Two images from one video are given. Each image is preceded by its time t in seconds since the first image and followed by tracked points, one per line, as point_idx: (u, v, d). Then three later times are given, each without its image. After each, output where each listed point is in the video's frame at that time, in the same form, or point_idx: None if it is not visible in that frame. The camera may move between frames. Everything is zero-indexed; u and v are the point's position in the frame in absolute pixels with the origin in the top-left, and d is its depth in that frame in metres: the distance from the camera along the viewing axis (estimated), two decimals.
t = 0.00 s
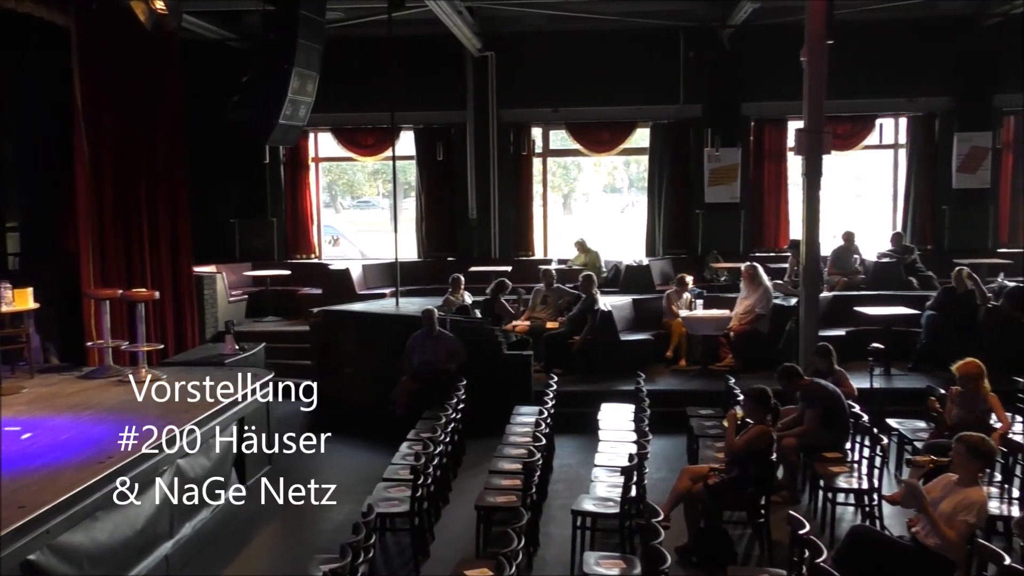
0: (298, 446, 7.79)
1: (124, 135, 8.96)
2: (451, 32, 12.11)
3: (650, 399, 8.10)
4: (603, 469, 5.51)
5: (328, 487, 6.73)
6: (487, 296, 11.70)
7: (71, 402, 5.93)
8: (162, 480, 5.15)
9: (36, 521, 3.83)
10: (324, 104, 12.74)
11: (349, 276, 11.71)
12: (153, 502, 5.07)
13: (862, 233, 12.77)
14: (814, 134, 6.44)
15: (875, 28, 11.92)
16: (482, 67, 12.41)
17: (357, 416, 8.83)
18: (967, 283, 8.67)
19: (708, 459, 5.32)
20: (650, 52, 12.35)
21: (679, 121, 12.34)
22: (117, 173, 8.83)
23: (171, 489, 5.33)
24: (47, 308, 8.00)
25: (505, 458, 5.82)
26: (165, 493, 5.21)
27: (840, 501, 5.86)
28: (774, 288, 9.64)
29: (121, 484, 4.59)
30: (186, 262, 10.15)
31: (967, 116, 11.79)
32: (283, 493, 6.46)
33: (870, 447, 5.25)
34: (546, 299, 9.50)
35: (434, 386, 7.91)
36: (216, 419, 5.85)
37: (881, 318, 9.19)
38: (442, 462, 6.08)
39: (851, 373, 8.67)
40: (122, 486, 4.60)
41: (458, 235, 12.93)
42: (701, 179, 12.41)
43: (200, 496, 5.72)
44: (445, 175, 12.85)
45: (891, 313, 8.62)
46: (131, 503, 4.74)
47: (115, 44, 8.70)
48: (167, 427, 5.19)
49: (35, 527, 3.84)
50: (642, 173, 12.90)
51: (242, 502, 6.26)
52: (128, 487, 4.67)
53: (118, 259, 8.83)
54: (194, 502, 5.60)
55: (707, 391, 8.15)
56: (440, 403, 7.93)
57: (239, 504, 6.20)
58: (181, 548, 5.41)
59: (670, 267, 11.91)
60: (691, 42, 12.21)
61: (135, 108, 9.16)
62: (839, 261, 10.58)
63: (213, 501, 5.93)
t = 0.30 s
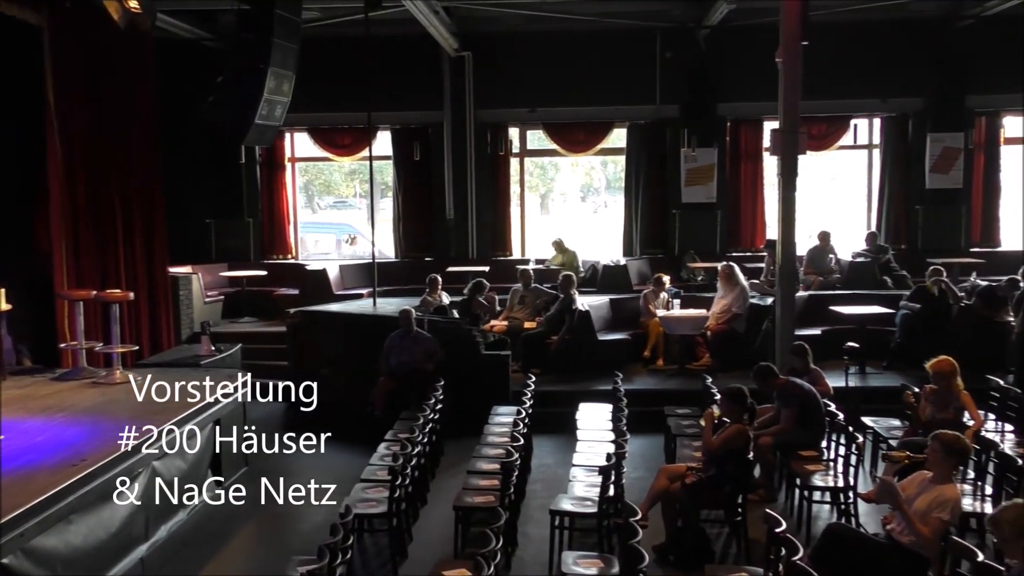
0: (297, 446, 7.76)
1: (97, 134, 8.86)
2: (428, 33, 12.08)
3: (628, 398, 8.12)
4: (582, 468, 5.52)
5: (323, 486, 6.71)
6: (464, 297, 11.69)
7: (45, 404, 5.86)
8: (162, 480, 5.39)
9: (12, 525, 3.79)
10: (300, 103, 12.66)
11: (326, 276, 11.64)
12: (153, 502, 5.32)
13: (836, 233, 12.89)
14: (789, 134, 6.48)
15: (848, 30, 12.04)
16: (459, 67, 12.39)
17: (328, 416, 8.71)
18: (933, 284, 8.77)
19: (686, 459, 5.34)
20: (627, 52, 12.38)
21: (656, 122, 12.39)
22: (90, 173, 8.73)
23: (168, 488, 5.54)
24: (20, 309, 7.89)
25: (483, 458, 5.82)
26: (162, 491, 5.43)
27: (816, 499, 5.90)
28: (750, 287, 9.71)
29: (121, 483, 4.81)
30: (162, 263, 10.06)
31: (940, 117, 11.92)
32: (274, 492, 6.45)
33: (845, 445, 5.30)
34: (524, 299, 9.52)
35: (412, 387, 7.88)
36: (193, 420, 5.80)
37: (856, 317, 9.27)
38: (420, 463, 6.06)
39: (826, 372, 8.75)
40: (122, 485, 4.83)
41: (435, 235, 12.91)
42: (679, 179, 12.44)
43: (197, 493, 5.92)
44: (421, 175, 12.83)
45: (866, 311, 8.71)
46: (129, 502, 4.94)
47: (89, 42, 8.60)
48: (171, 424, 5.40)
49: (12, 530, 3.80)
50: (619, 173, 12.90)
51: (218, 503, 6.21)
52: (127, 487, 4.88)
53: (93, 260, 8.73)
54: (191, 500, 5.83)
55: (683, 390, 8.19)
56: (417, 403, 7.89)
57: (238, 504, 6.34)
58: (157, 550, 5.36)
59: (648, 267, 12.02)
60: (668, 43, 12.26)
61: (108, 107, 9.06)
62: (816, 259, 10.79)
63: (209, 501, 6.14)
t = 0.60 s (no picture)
0: (298, 446, 7.69)
1: (75, 133, 8.76)
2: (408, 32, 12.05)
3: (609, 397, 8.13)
4: (563, 468, 5.53)
5: (324, 486, 6.68)
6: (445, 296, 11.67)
7: (22, 404, 5.78)
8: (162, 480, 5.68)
9: None
10: (279, 103, 12.59)
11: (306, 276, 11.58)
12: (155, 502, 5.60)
13: (815, 233, 12.97)
14: (769, 134, 6.51)
15: (827, 32, 12.13)
16: (440, 67, 12.36)
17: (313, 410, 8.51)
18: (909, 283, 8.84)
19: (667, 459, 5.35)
20: (608, 52, 12.40)
21: (637, 122, 12.42)
22: (68, 172, 8.63)
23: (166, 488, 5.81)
24: None
25: (464, 458, 5.81)
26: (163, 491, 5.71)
27: (796, 497, 5.93)
28: (730, 287, 9.74)
29: (121, 482, 5.09)
30: (141, 262, 9.96)
31: (917, 117, 12.03)
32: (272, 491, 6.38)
33: (825, 443, 5.33)
34: (505, 299, 9.51)
35: (393, 387, 7.85)
36: (172, 421, 5.74)
37: (835, 316, 9.33)
38: (401, 463, 6.04)
39: (806, 371, 8.80)
40: (123, 485, 5.10)
41: (416, 234, 12.88)
42: (659, 179, 12.48)
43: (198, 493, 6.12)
44: (402, 174, 12.80)
45: (845, 310, 8.77)
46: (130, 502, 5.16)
47: (66, 40, 8.51)
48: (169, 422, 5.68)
49: None
50: (600, 173, 12.93)
51: (200, 505, 6.16)
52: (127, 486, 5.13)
53: (70, 260, 8.63)
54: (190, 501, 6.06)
55: (664, 389, 8.22)
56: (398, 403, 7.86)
57: (239, 503, 6.35)
58: (136, 552, 5.32)
59: (628, 267, 12.05)
60: (648, 43, 12.30)
61: (86, 106, 8.97)
62: (795, 259, 10.82)
63: (208, 499, 6.29)
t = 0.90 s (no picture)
0: (298, 446, 7.71)
1: (55, 132, 8.68)
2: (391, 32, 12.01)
3: (592, 397, 8.14)
4: (546, 467, 5.53)
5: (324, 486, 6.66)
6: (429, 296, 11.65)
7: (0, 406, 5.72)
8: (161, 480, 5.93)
9: None
10: (261, 102, 12.52)
11: (289, 276, 11.52)
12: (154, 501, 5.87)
13: (797, 233, 13.05)
14: (750, 134, 6.54)
15: (808, 33, 12.20)
16: (423, 67, 12.34)
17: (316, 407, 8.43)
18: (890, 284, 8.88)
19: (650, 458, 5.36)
20: (591, 52, 12.41)
21: (619, 122, 12.45)
22: (47, 171, 8.55)
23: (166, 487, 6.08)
24: None
25: (447, 458, 5.80)
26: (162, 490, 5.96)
27: (778, 496, 5.96)
28: (713, 287, 9.77)
29: (121, 482, 5.30)
30: (121, 263, 9.87)
31: (897, 118, 12.13)
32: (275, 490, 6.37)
33: (807, 443, 5.36)
34: (488, 299, 9.52)
35: (376, 388, 7.83)
36: (154, 422, 5.70)
37: (817, 316, 9.38)
38: (384, 463, 6.03)
39: (788, 371, 8.86)
40: (122, 485, 5.32)
41: (399, 234, 12.85)
42: (642, 179, 12.52)
43: (196, 494, 6.38)
44: (385, 175, 12.78)
45: (827, 310, 8.82)
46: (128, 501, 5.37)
47: (45, 39, 8.42)
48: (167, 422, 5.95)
49: None
50: (583, 173, 12.96)
51: (182, 506, 6.14)
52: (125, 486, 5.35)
53: (50, 260, 8.54)
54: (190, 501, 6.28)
55: (647, 389, 8.24)
56: (380, 403, 7.83)
57: (238, 503, 6.34)
58: (117, 554, 5.28)
59: (612, 267, 12.10)
60: (630, 43, 12.33)
61: (66, 105, 8.88)
62: (778, 258, 10.95)
63: (207, 501, 6.38)
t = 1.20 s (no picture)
0: (299, 447, 7.71)
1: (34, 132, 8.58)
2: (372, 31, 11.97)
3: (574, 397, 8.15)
4: (529, 467, 5.53)
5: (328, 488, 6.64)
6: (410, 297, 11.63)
7: None
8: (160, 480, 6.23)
9: None
10: (242, 102, 12.44)
11: (270, 277, 11.46)
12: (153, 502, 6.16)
13: (777, 233, 13.14)
14: (731, 134, 6.56)
15: (788, 34, 12.27)
16: (404, 67, 12.30)
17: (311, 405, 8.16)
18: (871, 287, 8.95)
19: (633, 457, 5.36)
20: (573, 52, 12.42)
21: (601, 122, 12.47)
22: (25, 171, 8.45)
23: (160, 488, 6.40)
24: None
25: (429, 458, 5.79)
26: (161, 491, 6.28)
27: (759, 495, 5.99)
28: (694, 286, 9.79)
29: (121, 482, 5.57)
30: (100, 264, 9.78)
31: (876, 118, 12.23)
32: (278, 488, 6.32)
33: (788, 441, 5.40)
34: (471, 299, 9.51)
35: (358, 389, 7.80)
36: (134, 424, 5.65)
37: (798, 315, 9.44)
38: (366, 464, 6.00)
39: (769, 369, 8.91)
40: (123, 486, 5.58)
41: (381, 235, 12.82)
42: (623, 179, 12.55)
43: (198, 494, 6.43)
44: (366, 175, 12.74)
45: (807, 309, 8.87)
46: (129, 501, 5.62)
47: (23, 37, 8.33)
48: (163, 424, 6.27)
49: None
50: (564, 173, 12.98)
51: (162, 508, 6.09)
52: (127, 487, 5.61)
53: (28, 260, 8.45)
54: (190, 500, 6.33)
55: (629, 389, 8.25)
56: (362, 404, 7.79)
57: (239, 503, 6.30)
58: (96, 558, 5.23)
59: (594, 267, 12.13)
60: (612, 44, 12.35)
61: (45, 105, 8.79)
62: (759, 258, 11.00)
63: (207, 501, 6.34)
